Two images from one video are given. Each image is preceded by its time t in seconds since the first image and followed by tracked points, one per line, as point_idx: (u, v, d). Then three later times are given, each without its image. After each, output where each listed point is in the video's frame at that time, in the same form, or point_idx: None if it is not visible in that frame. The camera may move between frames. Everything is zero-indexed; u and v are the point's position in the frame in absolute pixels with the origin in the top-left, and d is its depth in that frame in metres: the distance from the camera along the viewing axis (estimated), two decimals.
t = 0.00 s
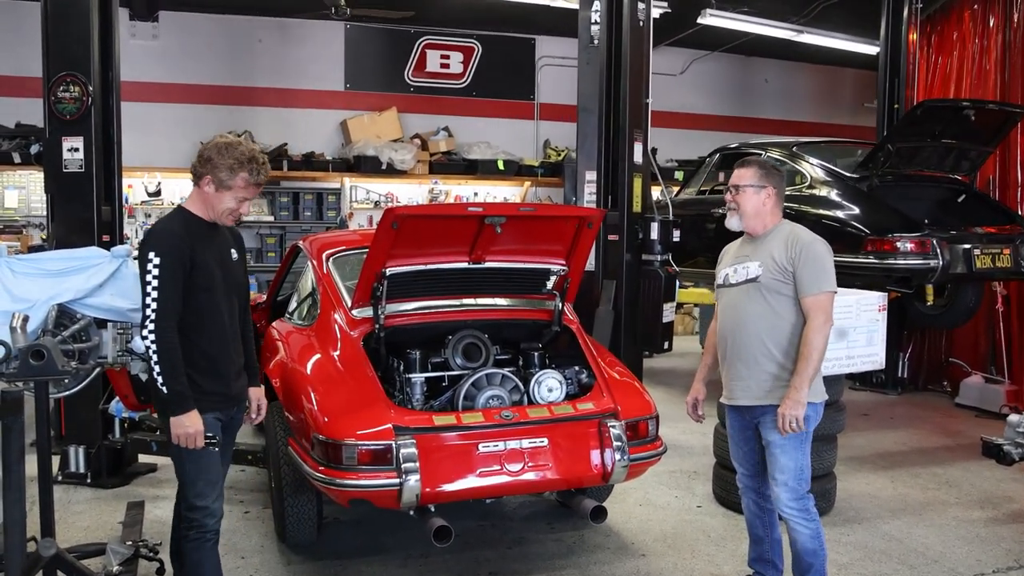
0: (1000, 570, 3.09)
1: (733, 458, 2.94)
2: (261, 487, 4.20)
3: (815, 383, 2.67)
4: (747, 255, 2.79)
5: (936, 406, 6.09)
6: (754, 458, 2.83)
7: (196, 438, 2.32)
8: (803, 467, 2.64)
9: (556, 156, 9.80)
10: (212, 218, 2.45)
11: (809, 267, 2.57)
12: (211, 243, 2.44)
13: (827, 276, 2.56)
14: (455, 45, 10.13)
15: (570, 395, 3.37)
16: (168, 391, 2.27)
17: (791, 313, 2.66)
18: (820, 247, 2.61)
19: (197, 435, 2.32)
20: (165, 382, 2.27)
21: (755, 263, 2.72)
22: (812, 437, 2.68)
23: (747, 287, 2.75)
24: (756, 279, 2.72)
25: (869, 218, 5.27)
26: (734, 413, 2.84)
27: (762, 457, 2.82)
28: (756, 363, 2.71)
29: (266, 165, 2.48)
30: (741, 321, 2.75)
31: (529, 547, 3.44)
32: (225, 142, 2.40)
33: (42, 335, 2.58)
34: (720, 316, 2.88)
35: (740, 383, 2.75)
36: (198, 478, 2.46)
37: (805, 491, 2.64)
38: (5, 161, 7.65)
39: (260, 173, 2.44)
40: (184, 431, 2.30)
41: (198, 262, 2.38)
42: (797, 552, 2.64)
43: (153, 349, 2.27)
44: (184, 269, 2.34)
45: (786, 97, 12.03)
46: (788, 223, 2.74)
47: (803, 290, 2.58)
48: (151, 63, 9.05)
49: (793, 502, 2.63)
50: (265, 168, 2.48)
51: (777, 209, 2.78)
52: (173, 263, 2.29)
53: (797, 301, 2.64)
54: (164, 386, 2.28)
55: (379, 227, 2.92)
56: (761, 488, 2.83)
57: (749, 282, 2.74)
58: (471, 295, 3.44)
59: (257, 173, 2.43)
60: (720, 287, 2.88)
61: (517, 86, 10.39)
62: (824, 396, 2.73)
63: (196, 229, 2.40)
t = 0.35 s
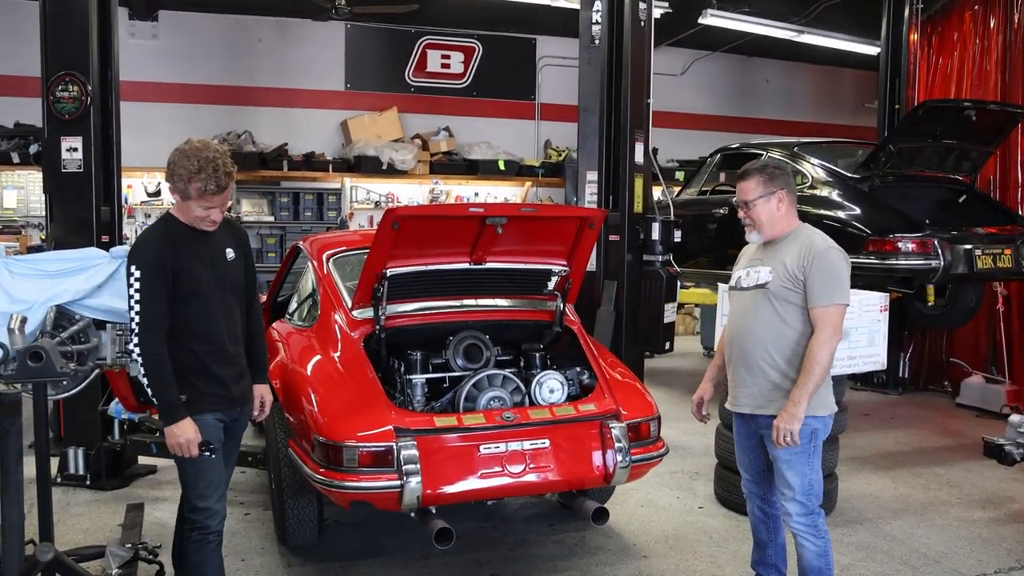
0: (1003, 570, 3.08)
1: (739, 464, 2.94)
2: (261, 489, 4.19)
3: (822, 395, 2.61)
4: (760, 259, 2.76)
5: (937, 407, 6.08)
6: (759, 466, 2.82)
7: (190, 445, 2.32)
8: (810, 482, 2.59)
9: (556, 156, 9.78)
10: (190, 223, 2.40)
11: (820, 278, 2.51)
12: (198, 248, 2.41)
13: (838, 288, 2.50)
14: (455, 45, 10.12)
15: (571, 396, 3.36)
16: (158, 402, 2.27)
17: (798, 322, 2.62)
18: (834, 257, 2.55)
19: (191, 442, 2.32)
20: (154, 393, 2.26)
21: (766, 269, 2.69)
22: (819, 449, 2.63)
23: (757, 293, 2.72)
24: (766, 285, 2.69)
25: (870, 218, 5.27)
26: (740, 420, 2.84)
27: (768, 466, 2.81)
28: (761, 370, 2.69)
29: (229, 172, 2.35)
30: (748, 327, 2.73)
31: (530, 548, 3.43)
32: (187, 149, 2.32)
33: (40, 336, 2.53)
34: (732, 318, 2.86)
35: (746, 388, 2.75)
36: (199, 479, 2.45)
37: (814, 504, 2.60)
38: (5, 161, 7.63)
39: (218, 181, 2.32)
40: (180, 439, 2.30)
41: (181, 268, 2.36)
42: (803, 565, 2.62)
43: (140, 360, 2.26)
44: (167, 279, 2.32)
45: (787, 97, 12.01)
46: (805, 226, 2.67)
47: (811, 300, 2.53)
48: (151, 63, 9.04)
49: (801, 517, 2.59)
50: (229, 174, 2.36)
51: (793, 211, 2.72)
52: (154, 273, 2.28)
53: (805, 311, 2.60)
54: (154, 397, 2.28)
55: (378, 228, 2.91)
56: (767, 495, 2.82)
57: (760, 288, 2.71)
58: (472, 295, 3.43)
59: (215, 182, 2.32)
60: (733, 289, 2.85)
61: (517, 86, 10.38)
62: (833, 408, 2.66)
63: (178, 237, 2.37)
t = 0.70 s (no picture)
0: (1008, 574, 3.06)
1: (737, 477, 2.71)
2: (263, 490, 4.18)
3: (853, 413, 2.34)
4: (782, 267, 2.46)
5: (941, 409, 6.06)
6: (763, 480, 2.59)
7: (168, 463, 2.29)
8: (828, 498, 2.33)
9: (558, 157, 9.78)
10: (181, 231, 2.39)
11: (844, 291, 2.24)
12: (194, 257, 2.39)
13: (864, 302, 2.22)
14: (456, 47, 10.12)
15: (573, 398, 3.35)
16: (147, 416, 2.27)
17: (823, 337, 2.36)
18: (862, 268, 2.26)
19: (170, 459, 2.30)
20: (142, 408, 2.26)
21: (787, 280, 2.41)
22: (845, 466, 2.36)
23: (778, 306, 2.45)
24: (786, 298, 2.41)
25: (874, 219, 5.29)
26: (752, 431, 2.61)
27: (772, 479, 2.59)
28: (785, 390, 2.43)
29: (206, 186, 2.28)
30: (769, 344, 2.47)
31: (531, 550, 3.41)
32: (164, 164, 2.26)
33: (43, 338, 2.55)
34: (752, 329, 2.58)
35: (768, 406, 2.49)
36: (204, 481, 2.44)
37: (831, 524, 2.34)
38: (7, 163, 7.61)
39: (195, 199, 2.26)
40: (161, 456, 2.28)
41: (175, 281, 2.35)
42: None
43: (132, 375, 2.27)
44: (161, 292, 2.32)
45: (789, 98, 12.00)
46: (831, 233, 2.38)
47: (835, 315, 2.26)
48: (153, 66, 9.05)
49: (815, 538, 2.33)
50: (207, 187, 2.29)
51: (815, 217, 2.43)
52: (148, 288, 2.28)
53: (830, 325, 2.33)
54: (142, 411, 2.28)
55: (380, 230, 2.90)
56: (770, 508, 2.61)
57: (782, 299, 2.43)
58: (473, 297, 3.42)
59: (192, 200, 2.26)
60: (753, 298, 2.56)
61: (519, 87, 10.37)
62: (868, 421, 2.39)
63: (173, 248, 2.36)
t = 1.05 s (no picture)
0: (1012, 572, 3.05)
1: (746, 478, 2.70)
2: (265, 487, 4.18)
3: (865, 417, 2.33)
4: (797, 264, 2.43)
5: (945, 406, 6.04)
6: (770, 480, 2.58)
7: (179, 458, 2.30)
8: (838, 500, 2.31)
9: (561, 154, 9.77)
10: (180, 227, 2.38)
11: (860, 296, 2.21)
12: (193, 252, 2.38)
13: (880, 309, 2.19)
14: (459, 44, 10.11)
15: (576, 395, 3.34)
16: (149, 414, 2.27)
17: (836, 341, 2.33)
18: (879, 274, 2.22)
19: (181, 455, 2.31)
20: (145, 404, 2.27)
21: (802, 279, 2.38)
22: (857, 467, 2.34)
23: (791, 305, 2.42)
24: (801, 298, 2.39)
25: (878, 215, 5.29)
26: (760, 429, 2.60)
27: (779, 480, 2.56)
28: (795, 391, 2.42)
29: (206, 177, 2.28)
30: (780, 343, 2.45)
31: (534, 548, 3.41)
32: (161, 160, 2.25)
33: (44, 335, 2.57)
34: (764, 326, 2.56)
35: (776, 406, 2.48)
36: (202, 480, 2.44)
37: (841, 525, 2.32)
38: (10, 161, 7.62)
39: (197, 190, 2.27)
40: (169, 453, 2.28)
41: (176, 278, 2.35)
42: None
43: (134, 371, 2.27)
44: (161, 288, 2.31)
45: (793, 94, 11.96)
46: (849, 232, 2.35)
47: (850, 320, 2.23)
48: (155, 63, 9.06)
49: (825, 538, 2.33)
50: (206, 179, 2.29)
51: (834, 214, 2.40)
52: (149, 284, 2.28)
53: (843, 329, 2.31)
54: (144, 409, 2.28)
55: (382, 227, 2.90)
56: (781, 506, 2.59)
57: (796, 299, 2.40)
58: (475, 294, 3.41)
59: (194, 191, 2.26)
60: (765, 293, 2.54)
61: (521, 83, 10.35)
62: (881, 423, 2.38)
63: (171, 243, 2.36)
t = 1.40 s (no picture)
0: (1014, 571, 3.04)
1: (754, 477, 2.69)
2: (267, 486, 4.18)
3: (868, 417, 2.32)
4: (806, 262, 2.41)
5: (947, 405, 6.03)
6: (776, 481, 2.57)
7: (185, 457, 2.30)
8: (842, 500, 2.30)
9: (563, 153, 9.76)
10: (181, 227, 2.36)
11: (867, 296, 2.20)
12: (193, 250, 2.38)
13: (887, 309, 2.18)
14: (462, 42, 10.09)
15: (578, 394, 3.33)
16: (151, 412, 2.26)
17: (841, 341, 2.32)
18: (888, 274, 2.21)
19: (184, 454, 2.31)
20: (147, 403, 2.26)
21: (809, 276, 2.37)
22: (861, 467, 2.33)
23: (797, 302, 2.41)
24: (807, 296, 2.37)
25: (880, 214, 5.26)
26: (765, 429, 2.59)
27: (786, 480, 2.55)
28: (797, 390, 2.42)
29: (206, 171, 2.29)
30: (784, 341, 2.44)
31: (536, 547, 3.40)
32: (160, 156, 2.27)
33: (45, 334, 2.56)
34: (769, 324, 2.55)
35: (779, 405, 2.48)
36: (202, 480, 2.44)
37: (847, 524, 2.31)
38: (12, 160, 7.61)
39: (197, 183, 2.27)
40: (174, 451, 2.28)
41: (176, 276, 2.34)
42: None
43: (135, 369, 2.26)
44: (162, 287, 2.31)
45: (795, 93, 11.94)
46: (859, 231, 2.33)
47: (856, 320, 2.22)
48: (157, 63, 9.06)
49: (830, 538, 2.32)
50: (206, 172, 2.30)
51: (845, 212, 2.38)
52: (149, 283, 2.27)
53: (849, 329, 2.30)
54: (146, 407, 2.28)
55: (384, 225, 2.89)
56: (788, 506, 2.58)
57: (804, 297, 2.39)
58: (477, 292, 3.40)
59: (195, 184, 2.26)
60: (772, 290, 2.53)
61: (524, 82, 10.34)
62: (885, 425, 2.37)
63: (171, 241, 2.35)
